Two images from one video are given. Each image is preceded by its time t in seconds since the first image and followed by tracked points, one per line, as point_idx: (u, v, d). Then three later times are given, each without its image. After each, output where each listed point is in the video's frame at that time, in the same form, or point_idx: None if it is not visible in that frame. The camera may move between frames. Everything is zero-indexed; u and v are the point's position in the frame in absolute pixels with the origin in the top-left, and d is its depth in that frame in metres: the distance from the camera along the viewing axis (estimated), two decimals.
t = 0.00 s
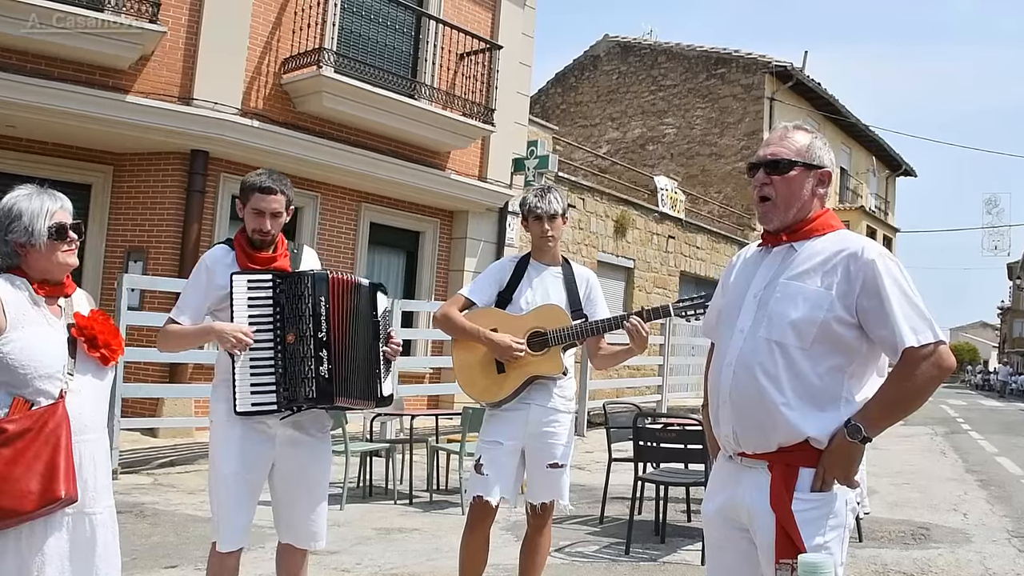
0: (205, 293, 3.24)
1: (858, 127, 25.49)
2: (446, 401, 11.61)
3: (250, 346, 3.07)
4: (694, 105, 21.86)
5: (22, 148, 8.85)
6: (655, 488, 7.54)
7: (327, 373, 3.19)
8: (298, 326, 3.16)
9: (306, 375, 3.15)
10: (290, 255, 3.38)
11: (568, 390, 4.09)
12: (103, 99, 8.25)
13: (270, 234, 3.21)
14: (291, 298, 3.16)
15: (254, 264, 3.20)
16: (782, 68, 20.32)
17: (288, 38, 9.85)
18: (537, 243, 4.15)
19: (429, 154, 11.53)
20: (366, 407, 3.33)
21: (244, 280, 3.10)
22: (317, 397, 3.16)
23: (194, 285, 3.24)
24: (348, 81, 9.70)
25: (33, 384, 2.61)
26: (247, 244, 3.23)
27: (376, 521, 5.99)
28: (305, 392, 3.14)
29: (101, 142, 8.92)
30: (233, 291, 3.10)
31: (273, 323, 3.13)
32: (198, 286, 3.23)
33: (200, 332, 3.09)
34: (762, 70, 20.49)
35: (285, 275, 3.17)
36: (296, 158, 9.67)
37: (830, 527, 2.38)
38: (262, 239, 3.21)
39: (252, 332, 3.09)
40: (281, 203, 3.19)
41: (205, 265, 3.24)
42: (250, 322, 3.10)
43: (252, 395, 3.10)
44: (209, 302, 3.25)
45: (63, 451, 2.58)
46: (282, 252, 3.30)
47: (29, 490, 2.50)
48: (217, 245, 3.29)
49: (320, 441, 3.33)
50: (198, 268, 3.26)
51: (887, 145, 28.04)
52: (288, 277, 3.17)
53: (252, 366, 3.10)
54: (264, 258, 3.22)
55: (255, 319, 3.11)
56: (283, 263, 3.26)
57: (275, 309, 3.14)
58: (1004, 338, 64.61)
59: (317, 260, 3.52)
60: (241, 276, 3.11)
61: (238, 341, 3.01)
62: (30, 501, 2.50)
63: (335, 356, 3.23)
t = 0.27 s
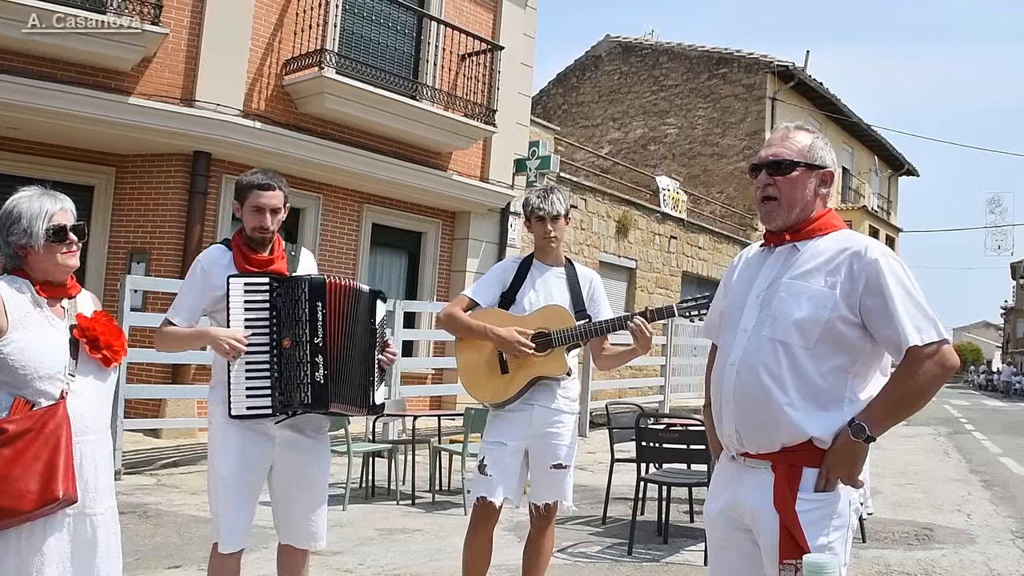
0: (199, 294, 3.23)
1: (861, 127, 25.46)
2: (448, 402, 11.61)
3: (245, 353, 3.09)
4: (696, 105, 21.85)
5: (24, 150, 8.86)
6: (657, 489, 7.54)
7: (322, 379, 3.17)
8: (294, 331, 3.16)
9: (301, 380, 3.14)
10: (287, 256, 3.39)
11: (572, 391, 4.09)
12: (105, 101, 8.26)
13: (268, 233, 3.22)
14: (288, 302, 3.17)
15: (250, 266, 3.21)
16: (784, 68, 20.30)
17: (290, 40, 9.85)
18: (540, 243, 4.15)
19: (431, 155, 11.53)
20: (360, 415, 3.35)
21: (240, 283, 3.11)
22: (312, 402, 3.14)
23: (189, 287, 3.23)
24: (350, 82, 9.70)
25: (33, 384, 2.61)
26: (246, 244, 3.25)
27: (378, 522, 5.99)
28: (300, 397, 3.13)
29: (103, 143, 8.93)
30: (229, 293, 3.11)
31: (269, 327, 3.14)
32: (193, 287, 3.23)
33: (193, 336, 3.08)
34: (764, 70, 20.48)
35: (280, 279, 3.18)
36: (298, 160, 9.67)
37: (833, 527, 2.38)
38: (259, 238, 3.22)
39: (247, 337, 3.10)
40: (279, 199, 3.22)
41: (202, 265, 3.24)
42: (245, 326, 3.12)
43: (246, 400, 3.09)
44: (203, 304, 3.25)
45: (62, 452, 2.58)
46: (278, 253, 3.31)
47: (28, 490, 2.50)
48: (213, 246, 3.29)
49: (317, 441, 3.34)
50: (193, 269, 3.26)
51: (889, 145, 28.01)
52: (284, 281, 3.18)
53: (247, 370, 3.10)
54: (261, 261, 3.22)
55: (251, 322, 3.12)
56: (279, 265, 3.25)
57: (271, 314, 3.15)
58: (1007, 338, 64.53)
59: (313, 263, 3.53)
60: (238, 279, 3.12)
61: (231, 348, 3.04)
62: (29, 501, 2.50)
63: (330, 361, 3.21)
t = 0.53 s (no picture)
0: (195, 293, 3.22)
1: (863, 126, 25.43)
2: (451, 402, 11.62)
3: (244, 355, 3.08)
4: (698, 105, 21.84)
5: (28, 152, 8.88)
6: (661, 489, 7.54)
7: (320, 384, 3.17)
8: (293, 334, 3.16)
9: (299, 385, 3.14)
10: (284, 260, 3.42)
11: (575, 392, 4.09)
12: (108, 103, 8.27)
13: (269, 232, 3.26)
14: (288, 306, 3.17)
15: (251, 267, 3.23)
16: (786, 68, 20.29)
17: (292, 41, 9.86)
18: (542, 245, 4.15)
19: (433, 156, 11.53)
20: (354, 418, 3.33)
21: (240, 285, 3.11)
22: (309, 407, 3.14)
23: (184, 285, 3.21)
24: (352, 83, 9.71)
25: (42, 386, 2.62)
26: (246, 243, 3.28)
27: (382, 523, 5.99)
28: (298, 401, 3.13)
29: (107, 146, 8.94)
30: (229, 295, 3.10)
31: (268, 330, 3.14)
32: (190, 286, 3.21)
33: (190, 336, 3.07)
34: (766, 70, 20.47)
35: (280, 281, 3.18)
36: (300, 161, 9.69)
37: (838, 527, 2.38)
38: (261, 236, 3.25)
39: (245, 339, 3.10)
40: (280, 195, 3.27)
41: (200, 263, 3.23)
42: (244, 327, 3.12)
43: (240, 403, 3.09)
44: (198, 302, 3.24)
45: (71, 453, 2.59)
46: (277, 255, 3.34)
47: (38, 491, 2.51)
48: (211, 246, 3.30)
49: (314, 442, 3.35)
50: (189, 268, 3.24)
51: (892, 144, 27.98)
52: (284, 285, 3.18)
53: (244, 372, 3.10)
54: (261, 262, 3.24)
55: (249, 324, 3.12)
56: (279, 268, 3.28)
57: (270, 317, 3.15)
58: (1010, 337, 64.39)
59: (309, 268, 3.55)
60: (237, 281, 3.12)
61: (231, 349, 3.04)
62: (39, 502, 2.51)
63: (329, 366, 3.21)
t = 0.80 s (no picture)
0: (194, 291, 3.21)
1: (867, 124, 25.37)
2: (456, 402, 11.62)
3: (245, 355, 3.09)
4: (702, 104, 21.82)
5: (32, 155, 8.90)
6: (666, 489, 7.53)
7: (320, 383, 3.18)
8: (293, 334, 3.16)
9: (298, 385, 3.15)
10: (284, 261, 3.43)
11: (580, 392, 4.08)
12: (112, 105, 8.30)
13: (269, 230, 3.28)
14: (287, 305, 3.17)
15: (251, 265, 3.23)
16: (790, 66, 20.26)
17: (295, 42, 9.88)
18: (546, 244, 4.15)
19: (436, 156, 11.54)
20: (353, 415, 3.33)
21: (239, 284, 3.12)
22: (308, 407, 3.15)
23: (184, 283, 3.20)
24: (355, 84, 9.72)
25: (53, 389, 2.63)
26: (247, 241, 3.29)
27: (388, 523, 6.00)
28: (296, 402, 3.14)
29: (111, 148, 8.96)
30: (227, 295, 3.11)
31: (267, 329, 3.15)
32: (189, 285, 3.20)
33: (190, 336, 3.08)
34: (770, 68, 20.44)
35: (279, 281, 3.19)
36: (304, 162, 9.70)
37: (842, 525, 2.37)
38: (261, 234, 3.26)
39: (247, 339, 3.10)
40: (280, 191, 3.30)
41: (201, 261, 3.22)
42: (243, 327, 3.12)
43: (240, 403, 3.09)
44: (196, 301, 3.23)
45: (82, 456, 2.60)
46: (276, 254, 3.35)
47: (51, 493, 2.52)
48: (210, 244, 3.29)
49: (313, 441, 3.36)
50: (188, 266, 3.23)
51: (896, 142, 27.91)
52: (283, 284, 3.18)
53: (243, 373, 3.10)
54: (261, 260, 3.25)
55: (248, 324, 3.13)
56: (278, 267, 3.30)
57: (269, 316, 3.16)
58: (1016, 335, 64.17)
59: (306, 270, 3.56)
60: (237, 280, 3.12)
61: (233, 349, 3.04)
62: (52, 505, 2.52)
63: (328, 365, 3.22)
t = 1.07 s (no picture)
0: (195, 292, 3.22)
1: (871, 126, 25.33)
2: (459, 403, 11.63)
3: (245, 354, 3.10)
4: (706, 106, 21.81)
5: (37, 156, 8.94)
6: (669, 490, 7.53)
7: (322, 384, 3.20)
8: (294, 335, 3.18)
9: (300, 385, 3.17)
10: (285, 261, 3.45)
11: (584, 393, 4.09)
12: (117, 106, 8.32)
13: (271, 229, 3.29)
14: (288, 306, 3.19)
15: (252, 266, 3.24)
16: (794, 68, 20.24)
17: (299, 44, 9.90)
18: (551, 244, 4.16)
19: (440, 157, 11.56)
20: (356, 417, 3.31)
21: (240, 285, 3.13)
22: (310, 407, 3.17)
23: (185, 285, 3.21)
24: (359, 85, 9.73)
25: (60, 391, 2.64)
26: (248, 241, 3.31)
27: (391, 524, 6.01)
28: (299, 402, 3.16)
29: (115, 149, 8.99)
30: (228, 297, 3.13)
31: (268, 330, 3.16)
32: (190, 285, 3.21)
33: (190, 337, 3.09)
34: (774, 69, 20.42)
35: (280, 282, 3.20)
36: (308, 163, 9.72)
37: (846, 526, 2.38)
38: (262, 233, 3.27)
39: (246, 339, 3.11)
40: (279, 189, 3.31)
41: (201, 263, 3.23)
42: (244, 327, 3.13)
43: (242, 404, 3.10)
44: (197, 303, 3.24)
45: (90, 458, 2.62)
46: (277, 254, 3.37)
47: (60, 494, 2.54)
48: (212, 246, 3.31)
49: (317, 442, 3.37)
50: (189, 267, 3.24)
51: (900, 144, 27.86)
52: (283, 285, 3.20)
53: (245, 374, 3.11)
54: (262, 261, 3.26)
55: (249, 325, 3.14)
56: (279, 267, 3.31)
57: (270, 317, 3.17)
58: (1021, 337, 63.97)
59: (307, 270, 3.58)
60: (237, 280, 3.14)
61: (232, 346, 3.05)
62: (61, 506, 2.53)
63: (330, 366, 3.24)
